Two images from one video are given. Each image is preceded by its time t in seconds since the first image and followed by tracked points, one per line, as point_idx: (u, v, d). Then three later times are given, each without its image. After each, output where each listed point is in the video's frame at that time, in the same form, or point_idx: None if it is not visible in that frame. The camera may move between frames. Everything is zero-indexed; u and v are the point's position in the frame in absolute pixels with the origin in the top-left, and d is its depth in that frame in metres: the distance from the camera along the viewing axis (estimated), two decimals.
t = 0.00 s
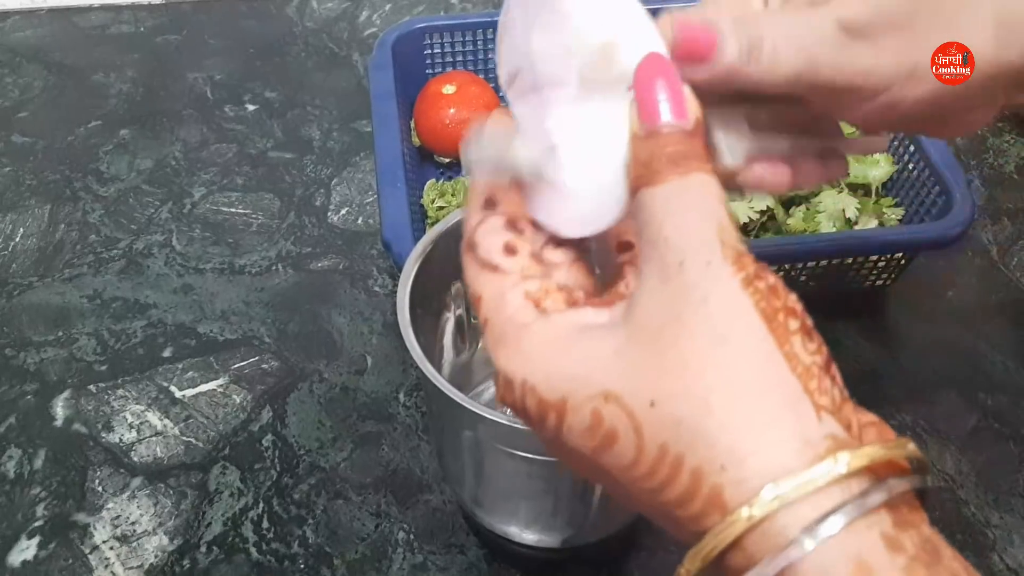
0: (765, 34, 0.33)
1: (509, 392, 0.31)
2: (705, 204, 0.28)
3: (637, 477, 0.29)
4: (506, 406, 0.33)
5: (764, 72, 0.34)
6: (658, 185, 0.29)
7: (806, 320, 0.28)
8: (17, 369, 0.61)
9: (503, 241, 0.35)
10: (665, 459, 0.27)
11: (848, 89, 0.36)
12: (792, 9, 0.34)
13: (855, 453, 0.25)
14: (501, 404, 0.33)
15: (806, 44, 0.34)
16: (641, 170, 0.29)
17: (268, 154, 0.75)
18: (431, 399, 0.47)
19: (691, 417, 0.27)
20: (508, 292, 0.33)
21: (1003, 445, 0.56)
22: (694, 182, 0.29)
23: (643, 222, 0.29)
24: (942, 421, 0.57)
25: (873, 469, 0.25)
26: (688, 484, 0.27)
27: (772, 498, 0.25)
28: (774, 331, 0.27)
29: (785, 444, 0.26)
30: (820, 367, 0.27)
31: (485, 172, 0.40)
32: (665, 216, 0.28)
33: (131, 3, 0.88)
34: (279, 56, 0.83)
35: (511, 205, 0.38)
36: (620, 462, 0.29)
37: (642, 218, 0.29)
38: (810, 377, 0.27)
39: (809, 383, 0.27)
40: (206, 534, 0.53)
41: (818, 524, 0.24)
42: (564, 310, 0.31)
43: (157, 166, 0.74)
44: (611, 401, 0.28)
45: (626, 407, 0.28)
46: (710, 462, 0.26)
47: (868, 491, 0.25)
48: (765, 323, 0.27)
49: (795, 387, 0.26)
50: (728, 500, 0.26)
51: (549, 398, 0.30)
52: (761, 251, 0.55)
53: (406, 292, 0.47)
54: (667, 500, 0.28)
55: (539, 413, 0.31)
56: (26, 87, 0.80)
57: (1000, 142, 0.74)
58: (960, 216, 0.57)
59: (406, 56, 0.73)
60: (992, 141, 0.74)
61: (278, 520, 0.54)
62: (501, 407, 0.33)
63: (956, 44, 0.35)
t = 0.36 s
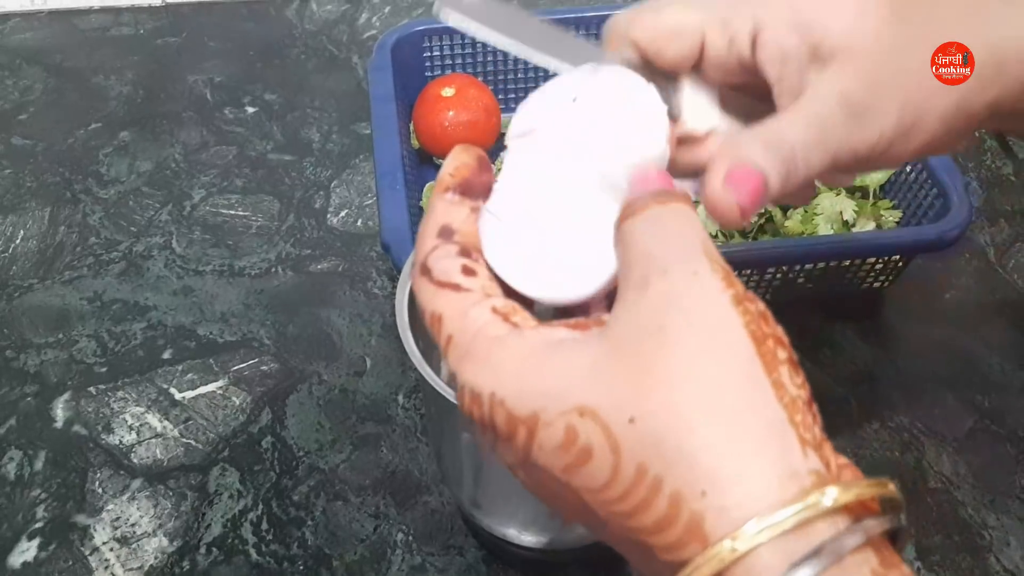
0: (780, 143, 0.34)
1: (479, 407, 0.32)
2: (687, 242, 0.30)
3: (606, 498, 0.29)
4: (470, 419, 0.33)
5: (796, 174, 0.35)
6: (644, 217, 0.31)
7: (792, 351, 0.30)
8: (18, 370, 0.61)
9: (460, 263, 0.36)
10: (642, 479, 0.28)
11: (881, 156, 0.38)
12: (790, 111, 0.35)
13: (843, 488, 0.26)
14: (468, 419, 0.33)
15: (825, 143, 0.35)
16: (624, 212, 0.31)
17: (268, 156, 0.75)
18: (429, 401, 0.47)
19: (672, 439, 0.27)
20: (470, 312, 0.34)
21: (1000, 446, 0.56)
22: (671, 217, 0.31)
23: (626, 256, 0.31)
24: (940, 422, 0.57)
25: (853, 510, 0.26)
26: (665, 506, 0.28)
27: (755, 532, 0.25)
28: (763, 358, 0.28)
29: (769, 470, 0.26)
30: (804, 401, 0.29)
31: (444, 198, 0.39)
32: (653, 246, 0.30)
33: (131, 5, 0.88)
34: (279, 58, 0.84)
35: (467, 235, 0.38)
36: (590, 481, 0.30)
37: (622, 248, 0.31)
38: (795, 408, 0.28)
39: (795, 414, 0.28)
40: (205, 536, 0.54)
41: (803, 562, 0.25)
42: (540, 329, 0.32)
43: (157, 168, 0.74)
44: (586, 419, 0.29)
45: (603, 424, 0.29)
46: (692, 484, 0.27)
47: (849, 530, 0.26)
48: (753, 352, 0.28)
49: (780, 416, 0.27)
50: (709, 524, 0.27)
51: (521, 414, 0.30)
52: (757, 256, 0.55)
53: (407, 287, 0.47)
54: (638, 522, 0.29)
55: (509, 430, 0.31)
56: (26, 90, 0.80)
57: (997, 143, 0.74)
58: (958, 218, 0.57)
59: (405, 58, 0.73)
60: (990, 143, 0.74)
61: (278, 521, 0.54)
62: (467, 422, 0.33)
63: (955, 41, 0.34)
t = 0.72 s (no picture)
0: (777, 132, 0.35)
1: (471, 404, 0.30)
2: (695, 272, 0.30)
3: (595, 509, 0.28)
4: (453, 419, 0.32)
5: (790, 161, 0.36)
6: (647, 246, 0.30)
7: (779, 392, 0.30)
8: (17, 372, 0.61)
9: (478, 258, 0.34)
10: (639, 488, 0.27)
11: (859, 160, 0.40)
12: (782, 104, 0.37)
13: (829, 510, 0.27)
14: (450, 421, 0.32)
15: (815, 137, 0.37)
16: (629, 233, 0.30)
17: (267, 158, 0.75)
18: (429, 403, 0.47)
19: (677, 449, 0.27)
20: (483, 308, 0.32)
21: (998, 448, 0.56)
22: (679, 248, 0.30)
23: (625, 279, 0.30)
24: (938, 424, 0.57)
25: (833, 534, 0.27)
26: (665, 515, 0.27)
27: (756, 539, 0.25)
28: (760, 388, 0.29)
29: (768, 487, 0.26)
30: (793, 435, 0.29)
31: (465, 190, 0.36)
32: (657, 272, 0.30)
33: (130, 6, 0.88)
34: (278, 60, 0.84)
35: (484, 228, 0.36)
36: (580, 489, 0.29)
37: (622, 270, 0.30)
38: (789, 435, 0.28)
39: (788, 441, 0.28)
40: (205, 537, 0.54)
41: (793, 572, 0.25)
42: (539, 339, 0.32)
43: (156, 170, 0.74)
44: (588, 422, 0.28)
45: (605, 429, 0.28)
46: (695, 494, 0.26)
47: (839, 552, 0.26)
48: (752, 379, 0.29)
49: (778, 438, 0.28)
50: (708, 533, 0.26)
51: (520, 413, 0.29)
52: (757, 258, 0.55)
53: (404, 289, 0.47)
54: (628, 533, 0.28)
55: (500, 431, 0.30)
56: (25, 91, 0.80)
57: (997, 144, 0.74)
58: (954, 221, 0.57)
59: (404, 61, 0.73)
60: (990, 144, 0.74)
61: (277, 523, 0.54)
62: (449, 423, 0.32)
63: (954, 44, 0.41)
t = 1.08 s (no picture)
0: (716, 215, 0.33)
1: (460, 449, 0.30)
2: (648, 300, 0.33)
3: (607, 516, 0.28)
4: (445, 468, 0.30)
5: (734, 248, 0.34)
6: (600, 284, 0.33)
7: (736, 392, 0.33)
8: (13, 374, 0.61)
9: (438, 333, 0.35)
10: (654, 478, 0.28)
11: (832, 242, 0.36)
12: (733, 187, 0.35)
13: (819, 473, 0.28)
14: (437, 478, 0.31)
15: (761, 219, 0.34)
16: (581, 279, 0.34)
17: (264, 159, 0.75)
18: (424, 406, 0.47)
19: (680, 436, 0.28)
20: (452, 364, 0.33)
21: (997, 449, 0.56)
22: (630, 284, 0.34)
23: (586, 317, 0.33)
24: (936, 425, 0.57)
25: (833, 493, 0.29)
26: (683, 496, 0.27)
27: (757, 509, 0.26)
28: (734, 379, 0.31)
29: (768, 454, 0.28)
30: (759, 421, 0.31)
31: (420, 286, 0.37)
32: (613, 305, 0.32)
33: (127, 7, 0.88)
34: (275, 61, 0.83)
35: (442, 315, 0.36)
36: (590, 501, 0.28)
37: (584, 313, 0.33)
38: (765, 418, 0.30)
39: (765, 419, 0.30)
40: (201, 539, 0.53)
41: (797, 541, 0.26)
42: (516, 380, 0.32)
43: (153, 171, 0.74)
44: (591, 430, 0.29)
45: (609, 433, 0.28)
46: (705, 470, 0.27)
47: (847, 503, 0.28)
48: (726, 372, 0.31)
49: (762, 418, 0.29)
50: (727, 505, 0.27)
51: (518, 441, 0.29)
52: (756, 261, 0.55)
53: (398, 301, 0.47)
54: (650, 527, 0.28)
55: (497, 466, 0.29)
56: (22, 92, 0.80)
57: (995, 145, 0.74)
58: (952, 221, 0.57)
59: (401, 62, 0.72)
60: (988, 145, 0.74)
61: (273, 525, 0.54)
62: (435, 479, 0.31)
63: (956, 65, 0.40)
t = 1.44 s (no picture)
0: (745, 208, 0.34)
1: (418, 495, 0.29)
2: (622, 308, 0.29)
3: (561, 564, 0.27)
4: (407, 509, 0.30)
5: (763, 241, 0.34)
6: (569, 286, 0.30)
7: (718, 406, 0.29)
8: (14, 376, 0.61)
9: (420, 358, 0.34)
10: (598, 530, 0.26)
11: (832, 206, 0.36)
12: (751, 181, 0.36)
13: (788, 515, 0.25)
14: (407, 516, 0.30)
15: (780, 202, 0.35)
16: (551, 275, 0.30)
17: (265, 161, 0.75)
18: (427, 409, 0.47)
19: (625, 483, 0.26)
20: (419, 399, 0.32)
21: (998, 452, 0.56)
22: (605, 285, 0.30)
23: (553, 322, 0.30)
24: (938, 427, 0.57)
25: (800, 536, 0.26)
26: (624, 552, 0.26)
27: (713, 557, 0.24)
28: (694, 405, 0.28)
29: (718, 496, 0.25)
30: (735, 442, 0.28)
31: (417, 300, 0.37)
32: (581, 315, 0.29)
33: (128, 8, 0.88)
34: (275, 62, 0.83)
35: (434, 333, 0.36)
36: (543, 547, 0.27)
37: (550, 318, 0.30)
38: (731, 446, 0.28)
39: (731, 452, 0.27)
40: (202, 541, 0.53)
41: None
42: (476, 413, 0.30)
43: (154, 173, 0.74)
44: (535, 480, 0.27)
45: (552, 483, 0.27)
46: (650, 523, 0.25)
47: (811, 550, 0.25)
48: (685, 398, 0.28)
49: (721, 452, 0.27)
50: (667, 561, 0.25)
51: (465, 488, 0.28)
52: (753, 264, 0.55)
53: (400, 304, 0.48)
54: None
55: (452, 512, 0.28)
56: (23, 94, 0.80)
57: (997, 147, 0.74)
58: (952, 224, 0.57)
59: (402, 63, 0.72)
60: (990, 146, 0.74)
61: (274, 527, 0.54)
62: (403, 519, 0.30)
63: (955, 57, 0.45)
